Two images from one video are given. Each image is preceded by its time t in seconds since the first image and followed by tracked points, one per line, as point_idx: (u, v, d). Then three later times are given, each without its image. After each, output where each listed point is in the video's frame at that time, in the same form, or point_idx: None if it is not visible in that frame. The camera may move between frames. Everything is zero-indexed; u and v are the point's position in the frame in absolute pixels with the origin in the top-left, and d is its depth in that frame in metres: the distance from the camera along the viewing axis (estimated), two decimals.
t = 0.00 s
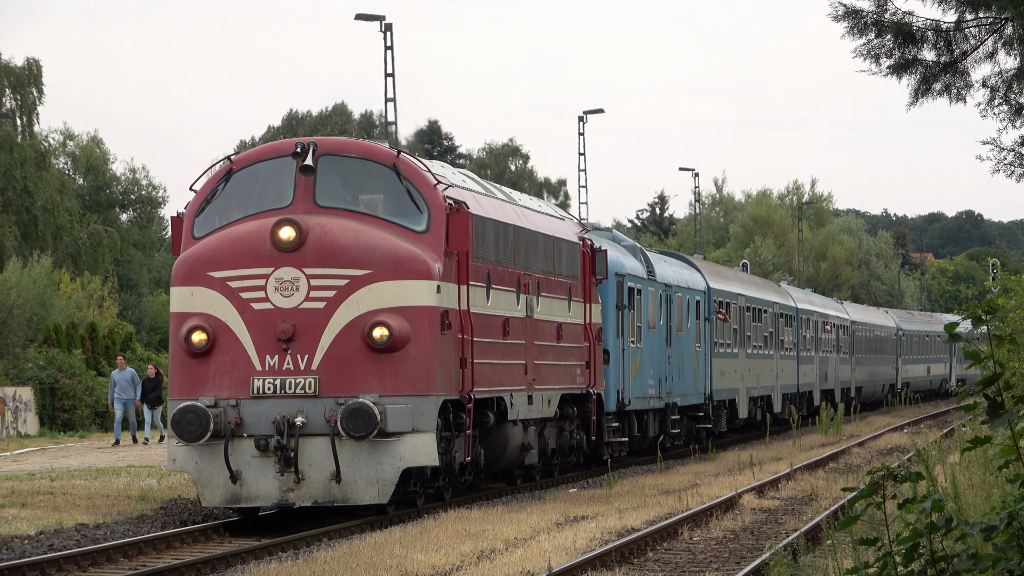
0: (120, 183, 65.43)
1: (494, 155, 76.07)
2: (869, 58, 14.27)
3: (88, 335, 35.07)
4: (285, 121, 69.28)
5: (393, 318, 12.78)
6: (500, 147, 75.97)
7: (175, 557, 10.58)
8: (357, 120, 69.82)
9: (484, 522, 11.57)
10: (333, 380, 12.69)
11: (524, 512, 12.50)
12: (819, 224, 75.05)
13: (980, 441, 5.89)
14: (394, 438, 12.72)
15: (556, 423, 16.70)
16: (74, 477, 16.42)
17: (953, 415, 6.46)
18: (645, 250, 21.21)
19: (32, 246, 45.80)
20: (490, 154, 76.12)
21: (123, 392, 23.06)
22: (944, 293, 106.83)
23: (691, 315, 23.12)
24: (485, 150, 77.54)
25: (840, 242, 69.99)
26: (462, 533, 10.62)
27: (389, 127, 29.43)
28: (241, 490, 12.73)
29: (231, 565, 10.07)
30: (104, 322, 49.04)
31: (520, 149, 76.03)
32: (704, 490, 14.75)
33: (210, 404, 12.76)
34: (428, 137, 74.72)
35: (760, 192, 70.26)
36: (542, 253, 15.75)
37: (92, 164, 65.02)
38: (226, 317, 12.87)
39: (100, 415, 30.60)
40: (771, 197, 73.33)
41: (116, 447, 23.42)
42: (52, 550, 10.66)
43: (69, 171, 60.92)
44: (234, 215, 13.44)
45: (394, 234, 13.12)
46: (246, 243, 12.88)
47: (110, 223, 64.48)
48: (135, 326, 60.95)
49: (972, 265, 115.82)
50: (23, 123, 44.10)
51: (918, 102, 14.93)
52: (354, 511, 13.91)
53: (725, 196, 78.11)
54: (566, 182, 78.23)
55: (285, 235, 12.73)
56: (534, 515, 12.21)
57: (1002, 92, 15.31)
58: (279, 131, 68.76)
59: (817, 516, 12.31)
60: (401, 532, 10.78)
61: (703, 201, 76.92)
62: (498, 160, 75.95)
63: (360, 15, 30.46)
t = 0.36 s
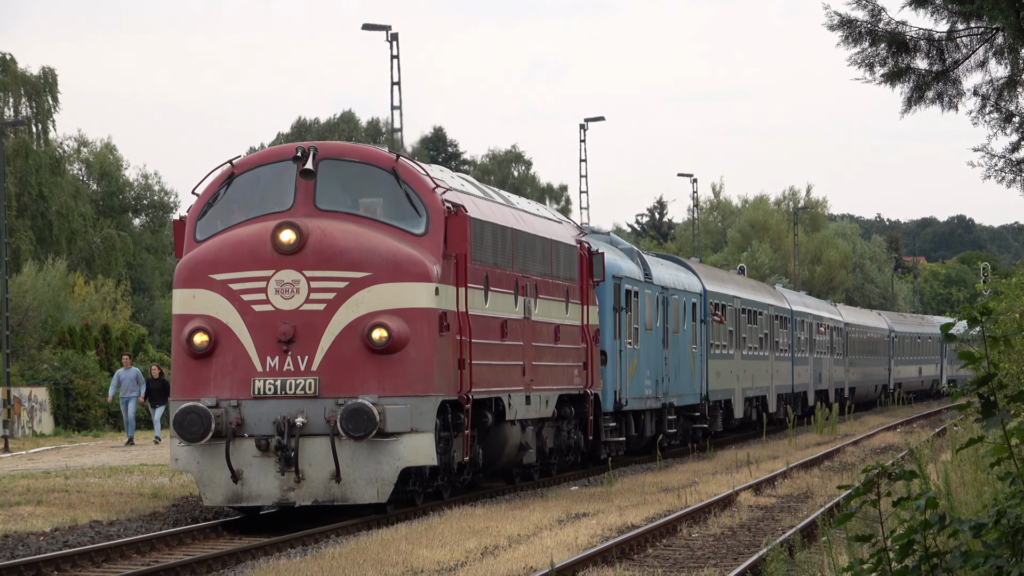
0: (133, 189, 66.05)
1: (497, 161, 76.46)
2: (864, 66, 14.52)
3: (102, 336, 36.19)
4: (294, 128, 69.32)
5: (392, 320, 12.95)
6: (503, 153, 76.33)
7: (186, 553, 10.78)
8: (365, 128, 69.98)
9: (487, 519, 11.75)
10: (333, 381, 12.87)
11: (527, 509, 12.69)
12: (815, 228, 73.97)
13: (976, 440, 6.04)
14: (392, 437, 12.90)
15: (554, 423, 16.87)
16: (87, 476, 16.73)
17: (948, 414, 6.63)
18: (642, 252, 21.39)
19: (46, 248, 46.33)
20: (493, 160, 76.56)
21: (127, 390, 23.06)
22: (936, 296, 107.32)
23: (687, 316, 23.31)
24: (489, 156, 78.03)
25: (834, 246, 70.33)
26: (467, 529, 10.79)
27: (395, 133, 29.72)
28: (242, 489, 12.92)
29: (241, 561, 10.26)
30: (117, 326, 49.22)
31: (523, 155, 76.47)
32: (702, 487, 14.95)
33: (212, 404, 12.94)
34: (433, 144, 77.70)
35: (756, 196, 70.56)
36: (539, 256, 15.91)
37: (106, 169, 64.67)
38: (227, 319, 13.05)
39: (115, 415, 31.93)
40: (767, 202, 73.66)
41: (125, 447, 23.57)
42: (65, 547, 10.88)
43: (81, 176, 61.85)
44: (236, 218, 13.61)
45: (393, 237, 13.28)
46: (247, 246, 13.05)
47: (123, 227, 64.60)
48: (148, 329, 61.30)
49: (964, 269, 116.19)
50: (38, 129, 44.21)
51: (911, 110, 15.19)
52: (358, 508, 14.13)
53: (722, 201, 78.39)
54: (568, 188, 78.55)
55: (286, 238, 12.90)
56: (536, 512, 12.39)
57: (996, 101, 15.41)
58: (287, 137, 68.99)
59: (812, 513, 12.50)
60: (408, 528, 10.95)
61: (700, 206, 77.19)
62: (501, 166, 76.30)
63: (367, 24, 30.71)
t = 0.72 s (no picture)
0: (145, 194, 68.80)
1: (500, 167, 77.15)
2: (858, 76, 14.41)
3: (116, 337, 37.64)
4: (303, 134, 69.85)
5: (390, 321, 13.14)
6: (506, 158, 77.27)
7: (195, 548, 10.99)
8: (372, 134, 70.27)
9: (490, 515, 11.93)
10: (331, 381, 13.07)
11: (528, 506, 12.87)
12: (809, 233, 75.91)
13: (966, 440, 6.21)
14: (389, 437, 13.08)
15: (550, 422, 17.04)
16: (100, 472, 17.50)
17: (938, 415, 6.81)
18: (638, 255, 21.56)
19: (61, 252, 49.48)
20: (495, 166, 77.58)
21: (133, 393, 23.40)
22: (928, 299, 107.90)
23: (683, 318, 23.49)
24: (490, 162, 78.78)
25: (829, 251, 70.85)
26: (470, 526, 10.96)
27: (399, 140, 30.10)
28: (241, 488, 13.13)
29: (250, 557, 10.44)
30: (132, 327, 49.65)
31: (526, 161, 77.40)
32: (699, 485, 15.15)
33: (212, 404, 13.17)
34: (439, 151, 79.80)
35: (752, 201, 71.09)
36: (536, 258, 16.07)
37: (117, 175, 68.00)
38: (227, 320, 13.29)
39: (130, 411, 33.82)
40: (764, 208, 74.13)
41: (132, 447, 24.02)
42: (76, 543, 11.09)
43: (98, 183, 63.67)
44: (236, 221, 13.82)
45: (391, 239, 13.46)
46: (247, 248, 13.30)
47: (134, 231, 67.28)
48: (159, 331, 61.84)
49: (955, 273, 116.75)
50: (52, 136, 47.43)
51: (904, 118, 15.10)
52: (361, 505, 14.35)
53: (720, 206, 78.79)
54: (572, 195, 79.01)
55: (285, 240, 13.16)
56: (537, 509, 12.56)
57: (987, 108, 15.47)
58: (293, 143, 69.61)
59: (807, 511, 12.68)
60: (412, 525, 11.12)
61: (697, 211, 77.64)
62: (505, 172, 77.10)
63: (372, 33, 30.96)
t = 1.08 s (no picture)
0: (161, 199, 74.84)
1: (506, 171, 78.71)
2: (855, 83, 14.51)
3: (129, 337, 38.73)
4: (312, 138, 70.19)
5: (390, 321, 13.33)
6: (511, 163, 78.55)
7: (207, 543, 11.19)
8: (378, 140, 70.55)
9: (494, 511, 12.10)
10: (332, 380, 13.25)
11: (532, 502, 13.05)
12: (806, 237, 76.57)
13: (960, 437, 6.41)
14: (389, 436, 13.25)
15: (550, 420, 17.23)
16: (117, 467, 18.14)
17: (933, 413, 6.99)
18: (636, 256, 21.75)
19: (77, 253, 51.29)
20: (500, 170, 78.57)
21: (142, 392, 23.38)
22: (922, 301, 108.42)
23: (681, 318, 23.68)
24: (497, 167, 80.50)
25: (826, 253, 71.37)
26: (476, 521, 11.13)
27: (406, 144, 30.50)
28: (243, 485, 13.34)
29: (261, 551, 10.64)
30: (146, 327, 50.17)
31: (530, 166, 78.79)
32: (699, 481, 15.34)
33: (214, 402, 13.38)
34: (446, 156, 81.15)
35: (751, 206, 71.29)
36: (536, 259, 16.24)
37: (133, 179, 73.05)
38: (229, 320, 13.51)
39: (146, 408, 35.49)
40: (761, 211, 74.57)
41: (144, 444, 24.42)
42: (91, 537, 11.31)
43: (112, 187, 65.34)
44: (238, 221, 14.02)
45: (391, 240, 13.65)
46: (248, 248, 13.52)
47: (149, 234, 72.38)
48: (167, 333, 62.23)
49: (948, 275, 117.26)
50: (67, 138, 50.13)
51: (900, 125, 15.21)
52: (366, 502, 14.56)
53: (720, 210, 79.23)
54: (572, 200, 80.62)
55: (286, 241, 13.35)
56: (541, 505, 12.73)
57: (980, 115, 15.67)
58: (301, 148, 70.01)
59: (805, 507, 12.86)
60: (419, 520, 11.29)
61: (697, 215, 77.91)
62: (509, 176, 78.77)
63: (380, 40, 31.25)
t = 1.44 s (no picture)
0: (173, 200, 76.26)
1: (512, 174, 79.24)
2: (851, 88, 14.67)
3: (145, 336, 39.04)
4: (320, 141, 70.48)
5: (389, 320, 13.48)
6: (516, 165, 79.17)
7: (219, 536, 11.37)
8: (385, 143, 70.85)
9: (500, 506, 12.27)
10: (332, 378, 13.41)
11: (537, 497, 13.22)
12: (804, 238, 77.15)
13: (954, 434, 6.56)
14: (388, 433, 13.41)
15: (550, 418, 17.41)
16: (130, 463, 18.39)
17: (929, 411, 7.14)
18: (635, 256, 21.94)
19: (91, 254, 51.83)
20: (506, 173, 79.24)
21: (151, 387, 23.42)
22: (918, 302, 109.07)
23: (680, 318, 23.88)
24: (502, 170, 80.94)
25: (824, 255, 72.03)
26: (483, 516, 11.27)
27: (415, 147, 30.74)
28: (244, 482, 13.52)
29: (274, 544, 10.80)
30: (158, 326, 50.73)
31: (535, 168, 79.27)
32: (700, 477, 15.54)
33: (215, 400, 13.57)
34: (451, 159, 81.39)
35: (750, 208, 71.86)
36: (535, 258, 16.40)
37: (146, 181, 75.93)
38: (231, 318, 13.69)
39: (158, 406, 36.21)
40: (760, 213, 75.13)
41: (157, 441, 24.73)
42: (107, 530, 11.50)
43: (123, 188, 66.24)
44: (240, 220, 14.20)
45: (391, 240, 13.81)
46: (249, 248, 13.71)
47: (164, 235, 74.47)
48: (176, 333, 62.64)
49: (942, 276, 117.77)
50: (86, 143, 51.44)
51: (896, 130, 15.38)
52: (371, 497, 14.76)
53: (720, 212, 79.66)
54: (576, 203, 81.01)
55: (287, 240, 13.52)
56: (546, 500, 12.89)
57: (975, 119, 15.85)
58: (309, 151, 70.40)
59: (804, 502, 13.03)
60: (427, 514, 11.45)
61: (697, 216, 78.62)
62: (514, 179, 79.22)
63: (388, 46, 31.40)
